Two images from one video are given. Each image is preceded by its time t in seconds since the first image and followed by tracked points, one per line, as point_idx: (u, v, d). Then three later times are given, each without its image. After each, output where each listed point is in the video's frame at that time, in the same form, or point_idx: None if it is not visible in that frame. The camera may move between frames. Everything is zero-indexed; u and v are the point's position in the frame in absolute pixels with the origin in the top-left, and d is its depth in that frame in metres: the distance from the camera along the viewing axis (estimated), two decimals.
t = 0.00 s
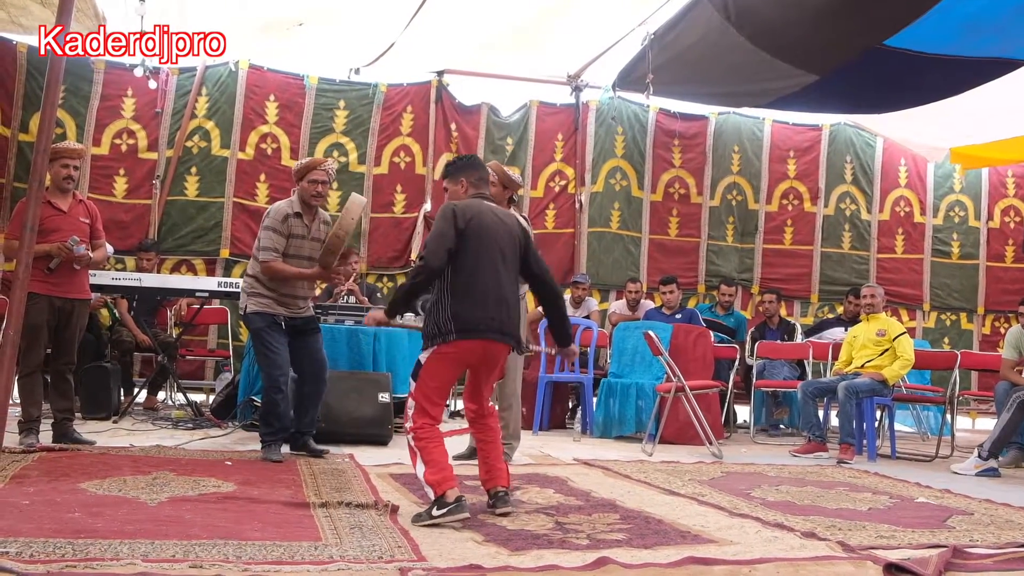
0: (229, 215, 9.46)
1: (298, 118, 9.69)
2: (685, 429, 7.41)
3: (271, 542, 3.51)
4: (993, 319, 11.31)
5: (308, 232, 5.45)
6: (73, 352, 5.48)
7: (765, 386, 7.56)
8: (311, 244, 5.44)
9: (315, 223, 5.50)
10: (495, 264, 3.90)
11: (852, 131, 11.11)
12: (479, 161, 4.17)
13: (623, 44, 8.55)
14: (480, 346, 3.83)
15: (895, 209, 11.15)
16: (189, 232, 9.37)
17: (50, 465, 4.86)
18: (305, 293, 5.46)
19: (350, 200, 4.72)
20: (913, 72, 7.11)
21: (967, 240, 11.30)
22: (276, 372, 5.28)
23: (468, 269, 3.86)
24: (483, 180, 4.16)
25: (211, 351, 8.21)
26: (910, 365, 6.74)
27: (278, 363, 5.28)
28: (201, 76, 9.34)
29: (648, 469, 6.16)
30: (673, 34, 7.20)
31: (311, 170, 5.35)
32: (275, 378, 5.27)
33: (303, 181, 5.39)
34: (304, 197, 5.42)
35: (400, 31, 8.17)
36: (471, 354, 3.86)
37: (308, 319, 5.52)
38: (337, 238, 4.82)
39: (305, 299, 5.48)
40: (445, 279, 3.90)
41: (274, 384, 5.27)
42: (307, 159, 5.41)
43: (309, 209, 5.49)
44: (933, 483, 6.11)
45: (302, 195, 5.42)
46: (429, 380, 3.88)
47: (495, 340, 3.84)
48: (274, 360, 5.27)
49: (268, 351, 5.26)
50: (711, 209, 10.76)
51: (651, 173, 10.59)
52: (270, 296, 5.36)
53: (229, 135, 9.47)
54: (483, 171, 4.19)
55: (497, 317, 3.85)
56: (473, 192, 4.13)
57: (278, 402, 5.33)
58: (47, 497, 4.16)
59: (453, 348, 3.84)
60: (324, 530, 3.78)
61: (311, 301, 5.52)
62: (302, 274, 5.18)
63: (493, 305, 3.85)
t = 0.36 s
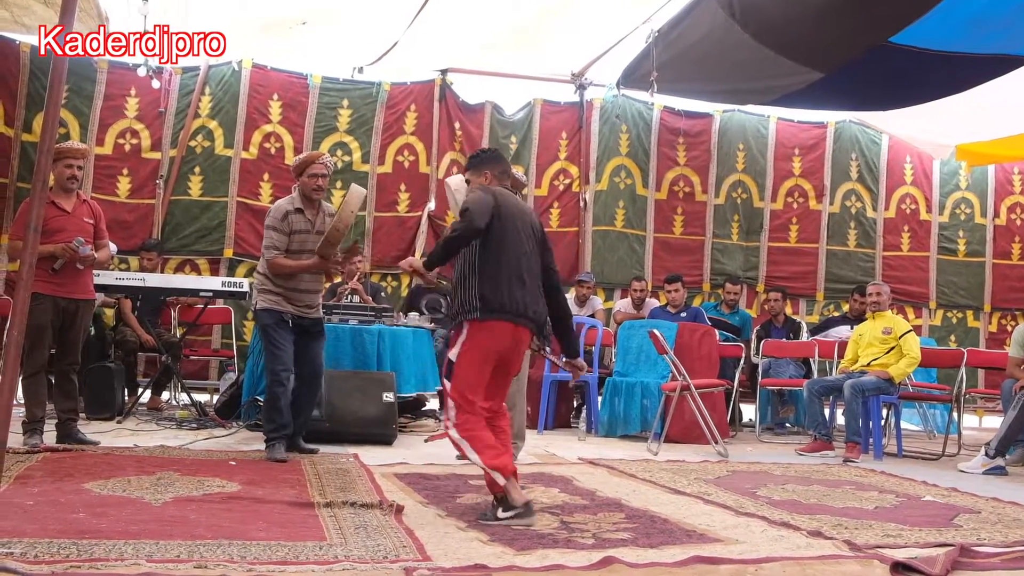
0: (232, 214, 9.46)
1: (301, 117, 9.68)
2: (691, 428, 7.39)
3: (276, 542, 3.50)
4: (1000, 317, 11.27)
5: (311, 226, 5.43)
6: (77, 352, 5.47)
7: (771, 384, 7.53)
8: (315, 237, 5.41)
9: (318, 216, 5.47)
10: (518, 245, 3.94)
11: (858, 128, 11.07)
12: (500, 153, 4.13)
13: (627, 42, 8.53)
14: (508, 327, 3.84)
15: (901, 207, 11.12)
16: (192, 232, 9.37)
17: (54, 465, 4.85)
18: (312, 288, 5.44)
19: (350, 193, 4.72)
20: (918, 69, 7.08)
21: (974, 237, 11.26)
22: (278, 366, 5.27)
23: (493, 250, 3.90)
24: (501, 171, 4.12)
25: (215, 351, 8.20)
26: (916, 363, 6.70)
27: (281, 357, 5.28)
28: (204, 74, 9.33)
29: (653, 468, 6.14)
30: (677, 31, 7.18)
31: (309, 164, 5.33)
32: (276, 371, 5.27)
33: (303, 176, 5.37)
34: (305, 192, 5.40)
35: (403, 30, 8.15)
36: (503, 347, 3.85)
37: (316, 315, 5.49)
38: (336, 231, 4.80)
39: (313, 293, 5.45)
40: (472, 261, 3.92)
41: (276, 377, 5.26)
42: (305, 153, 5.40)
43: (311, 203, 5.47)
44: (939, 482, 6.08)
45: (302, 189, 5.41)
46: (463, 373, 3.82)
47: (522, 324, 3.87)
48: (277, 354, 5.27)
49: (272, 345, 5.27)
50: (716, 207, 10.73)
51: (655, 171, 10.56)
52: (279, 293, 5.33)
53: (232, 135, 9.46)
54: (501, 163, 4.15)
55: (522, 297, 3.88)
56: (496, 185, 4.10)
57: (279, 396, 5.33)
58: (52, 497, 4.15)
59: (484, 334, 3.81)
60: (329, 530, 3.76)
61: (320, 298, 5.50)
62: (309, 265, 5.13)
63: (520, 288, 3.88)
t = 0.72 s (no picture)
0: (232, 212, 9.38)
1: (302, 113, 9.59)
2: (698, 429, 7.28)
3: (276, 546, 3.40)
4: (1013, 316, 11.13)
5: (318, 238, 5.35)
6: (75, 353, 5.39)
7: (780, 386, 7.40)
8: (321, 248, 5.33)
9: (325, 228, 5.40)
10: (543, 236, 3.86)
11: (868, 124, 10.94)
12: (478, 159, 4.13)
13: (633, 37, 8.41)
14: (576, 317, 3.89)
15: (912, 204, 10.98)
16: (193, 229, 9.29)
17: (51, 467, 4.77)
18: (315, 297, 5.35)
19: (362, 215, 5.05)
20: (930, 64, 6.94)
21: (987, 235, 11.11)
22: (278, 366, 5.18)
23: (527, 257, 3.84)
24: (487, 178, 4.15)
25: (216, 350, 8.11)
26: (928, 364, 6.57)
27: (281, 357, 5.19)
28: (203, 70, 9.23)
29: (660, 470, 6.03)
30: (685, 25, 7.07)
31: (318, 176, 5.24)
32: (275, 371, 5.17)
33: (312, 187, 5.29)
34: (313, 204, 5.31)
35: (406, 24, 8.06)
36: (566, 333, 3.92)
37: (318, 321, 5.42)
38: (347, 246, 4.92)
39: (316, 302, 5.36)
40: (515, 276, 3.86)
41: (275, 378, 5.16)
42: (314, 165, 5.30)
43: (319, 214, 5.38)
44: (952, 484, 5.96)
45: (312, 201, 5.31)
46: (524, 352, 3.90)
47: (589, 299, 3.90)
48: (276, 354, 5.18)
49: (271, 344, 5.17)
50: (723, 205, 10.61)
51: (662, 168, 10.44)
52: (279, 298, 5.25)
53: (232, 131, 9.37)
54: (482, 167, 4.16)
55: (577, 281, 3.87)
56: (478, 192, 4.13)
57: (281, 395, 5.23)
58: (48, 499, 4.07)
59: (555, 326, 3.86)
60: (330, 533, 3.67)
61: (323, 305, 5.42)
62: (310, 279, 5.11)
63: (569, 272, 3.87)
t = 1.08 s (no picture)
0: (234, 212, 9.36)
1: (304, 112, 9.57)
2: (703, 428, 7.25)
3: (280, 547, 3.38)
4: (1020, 313, 11.08)
5: (315, 235, 5.29)
6: (77, 353, 5.37)
7: (785, 383, 7.35)
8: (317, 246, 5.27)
9: (323, 225, 5.34)
10: (551, 228, 4.08)
11: (874, 121, 10.89)
12: (493, 155, 4.44)
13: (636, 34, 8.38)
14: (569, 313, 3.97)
15: (918, 201, 10.93)
16: (195, 229, 9.27)
17: (54, 468, 4.74)
18: (316, 294, 5.33)
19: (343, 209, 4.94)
20: (934, 60, 6.89)
21: (993, 233, 11.07)
22: (277, 364, 5.14)
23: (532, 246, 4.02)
24: (500, 171, 4.43)
25: (219, 351, 8.08)
26: (935, 362, 6.53)
27: (281, 355, 5.15)
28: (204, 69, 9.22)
29: (664, 469, 6.00)
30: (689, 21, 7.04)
31: (316, 172, 5.27)
32: (274, 369, 5.13)
33: (310, 184, 5.30)
34: (311, 201, 5.30)
35: (408, 23, 8.03)
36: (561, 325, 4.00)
37: (322, 319, 5.39)
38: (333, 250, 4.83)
39: (318, 300, 5.34)
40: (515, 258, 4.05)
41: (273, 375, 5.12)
42: (311, 162, 5.33)
43: (317, 211, 5.34)
44: (958, 483, 5.93)
45: (308, 198, 5.30)
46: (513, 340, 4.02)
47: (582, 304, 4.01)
48: (276, 351, 5.15)
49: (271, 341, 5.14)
50: (728, 203, 10.57)
51: (666, 166, 10.41)
52: (280, 295, 5.26)
53: (234, 130, 9.36)
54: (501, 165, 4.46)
55: (575, 279, 4.02)
56: (495, 185, 4.40)
57: (275, 394, 5.17)
58: (51, 501, 4.05)
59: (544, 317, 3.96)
60: (334, 534, 3.65)
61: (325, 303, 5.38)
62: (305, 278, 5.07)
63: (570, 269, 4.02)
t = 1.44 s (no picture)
0: (235, 209, 9.34)
1: (306, 108, 9.51)
2: (710, 427, 7.17)
3: (282, 547, 3.32)
4: None
5: (300, 219, 5.21)
6: (77, 352, 5.32)
7: (793, 381, 7.26)
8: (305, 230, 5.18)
9: (307, 209, 5.27)
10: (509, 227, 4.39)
11: (882, 115, 10.79)
12: (479, 147, 4.60)
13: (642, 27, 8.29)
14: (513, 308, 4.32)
15: (927, 196, 10.83)
16: (195, 227, 9.22)
17: (53, 468, 4.70)
18: (305, 283, 5.23)
19: (333, 183, 4.73)
20: (943, 53, 6.79)
21: (1004, 228, 10.95)
22: (270, 367, 5.05)
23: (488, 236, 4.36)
24: (482, 163, 4.58)
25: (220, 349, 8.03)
26: (945, 359, 6.44)
27: (273, 357, 5.06)
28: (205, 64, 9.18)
29: (671, 468, 5.93)
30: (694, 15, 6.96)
31: (298, 155, 5.16)
32: (267, 372, 5.04)
33: (291, 168, 5.20)
34: (294, 184, 5.22)
35: (410, 18, 7.96)
36: (508, 320, 4.34)
37: (312, 312, 5.28)
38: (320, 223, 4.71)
39: (308, 289, 5.24)
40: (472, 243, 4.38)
41: (267, 377, 5.04)
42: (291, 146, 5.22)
43: (301, 195, 5.27)
44: (969, 482, 5.85)
45: (291, 182, 5.22)
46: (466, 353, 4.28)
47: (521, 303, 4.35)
48: (268, 354, 5.05)
49: (265, 343, 5.06)
50: (734, 199, 10.49)
51: (672, 162, 10.33)
52: (269, 290, 5.13)
53: (235, 126, 9.30)
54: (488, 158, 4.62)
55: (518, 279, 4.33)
56: (475, 177, 4.59)
57: (267, 397, 5.08)
58: (51, 501, 3.99)
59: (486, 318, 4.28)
60: (337, 534, 3.58)
61: (314, 295, 5.28)
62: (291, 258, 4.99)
63: (518, 266, 4.34)
